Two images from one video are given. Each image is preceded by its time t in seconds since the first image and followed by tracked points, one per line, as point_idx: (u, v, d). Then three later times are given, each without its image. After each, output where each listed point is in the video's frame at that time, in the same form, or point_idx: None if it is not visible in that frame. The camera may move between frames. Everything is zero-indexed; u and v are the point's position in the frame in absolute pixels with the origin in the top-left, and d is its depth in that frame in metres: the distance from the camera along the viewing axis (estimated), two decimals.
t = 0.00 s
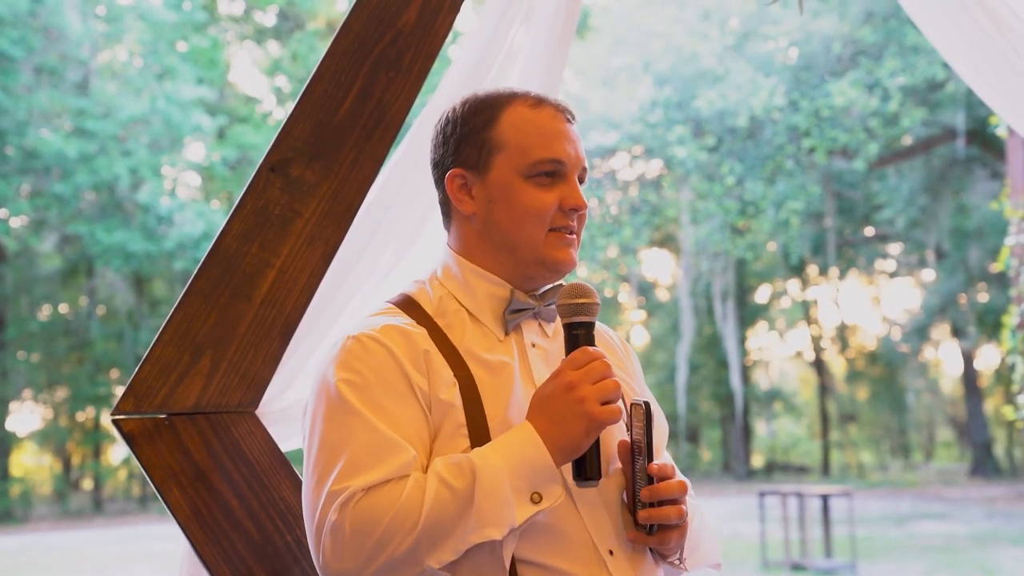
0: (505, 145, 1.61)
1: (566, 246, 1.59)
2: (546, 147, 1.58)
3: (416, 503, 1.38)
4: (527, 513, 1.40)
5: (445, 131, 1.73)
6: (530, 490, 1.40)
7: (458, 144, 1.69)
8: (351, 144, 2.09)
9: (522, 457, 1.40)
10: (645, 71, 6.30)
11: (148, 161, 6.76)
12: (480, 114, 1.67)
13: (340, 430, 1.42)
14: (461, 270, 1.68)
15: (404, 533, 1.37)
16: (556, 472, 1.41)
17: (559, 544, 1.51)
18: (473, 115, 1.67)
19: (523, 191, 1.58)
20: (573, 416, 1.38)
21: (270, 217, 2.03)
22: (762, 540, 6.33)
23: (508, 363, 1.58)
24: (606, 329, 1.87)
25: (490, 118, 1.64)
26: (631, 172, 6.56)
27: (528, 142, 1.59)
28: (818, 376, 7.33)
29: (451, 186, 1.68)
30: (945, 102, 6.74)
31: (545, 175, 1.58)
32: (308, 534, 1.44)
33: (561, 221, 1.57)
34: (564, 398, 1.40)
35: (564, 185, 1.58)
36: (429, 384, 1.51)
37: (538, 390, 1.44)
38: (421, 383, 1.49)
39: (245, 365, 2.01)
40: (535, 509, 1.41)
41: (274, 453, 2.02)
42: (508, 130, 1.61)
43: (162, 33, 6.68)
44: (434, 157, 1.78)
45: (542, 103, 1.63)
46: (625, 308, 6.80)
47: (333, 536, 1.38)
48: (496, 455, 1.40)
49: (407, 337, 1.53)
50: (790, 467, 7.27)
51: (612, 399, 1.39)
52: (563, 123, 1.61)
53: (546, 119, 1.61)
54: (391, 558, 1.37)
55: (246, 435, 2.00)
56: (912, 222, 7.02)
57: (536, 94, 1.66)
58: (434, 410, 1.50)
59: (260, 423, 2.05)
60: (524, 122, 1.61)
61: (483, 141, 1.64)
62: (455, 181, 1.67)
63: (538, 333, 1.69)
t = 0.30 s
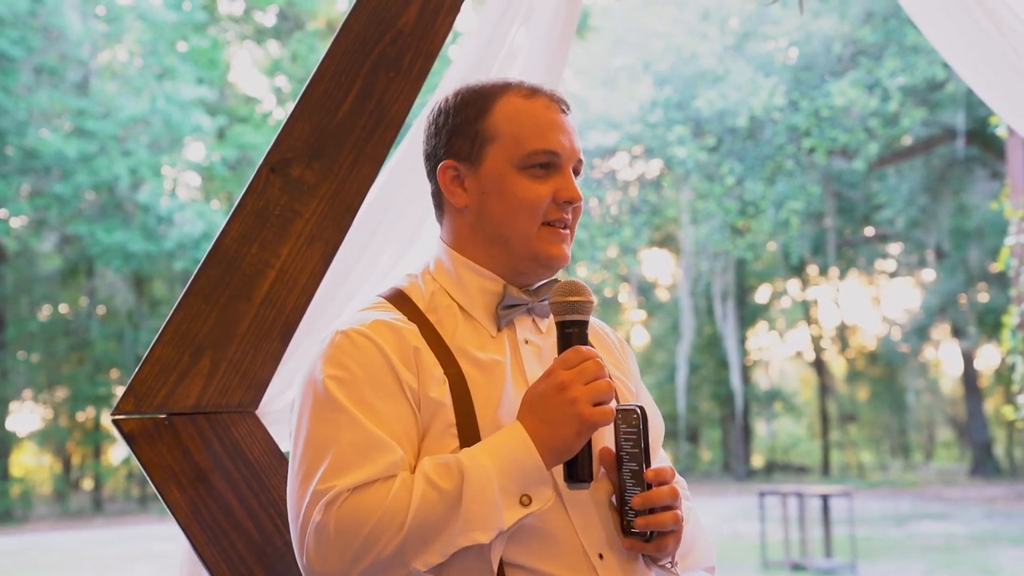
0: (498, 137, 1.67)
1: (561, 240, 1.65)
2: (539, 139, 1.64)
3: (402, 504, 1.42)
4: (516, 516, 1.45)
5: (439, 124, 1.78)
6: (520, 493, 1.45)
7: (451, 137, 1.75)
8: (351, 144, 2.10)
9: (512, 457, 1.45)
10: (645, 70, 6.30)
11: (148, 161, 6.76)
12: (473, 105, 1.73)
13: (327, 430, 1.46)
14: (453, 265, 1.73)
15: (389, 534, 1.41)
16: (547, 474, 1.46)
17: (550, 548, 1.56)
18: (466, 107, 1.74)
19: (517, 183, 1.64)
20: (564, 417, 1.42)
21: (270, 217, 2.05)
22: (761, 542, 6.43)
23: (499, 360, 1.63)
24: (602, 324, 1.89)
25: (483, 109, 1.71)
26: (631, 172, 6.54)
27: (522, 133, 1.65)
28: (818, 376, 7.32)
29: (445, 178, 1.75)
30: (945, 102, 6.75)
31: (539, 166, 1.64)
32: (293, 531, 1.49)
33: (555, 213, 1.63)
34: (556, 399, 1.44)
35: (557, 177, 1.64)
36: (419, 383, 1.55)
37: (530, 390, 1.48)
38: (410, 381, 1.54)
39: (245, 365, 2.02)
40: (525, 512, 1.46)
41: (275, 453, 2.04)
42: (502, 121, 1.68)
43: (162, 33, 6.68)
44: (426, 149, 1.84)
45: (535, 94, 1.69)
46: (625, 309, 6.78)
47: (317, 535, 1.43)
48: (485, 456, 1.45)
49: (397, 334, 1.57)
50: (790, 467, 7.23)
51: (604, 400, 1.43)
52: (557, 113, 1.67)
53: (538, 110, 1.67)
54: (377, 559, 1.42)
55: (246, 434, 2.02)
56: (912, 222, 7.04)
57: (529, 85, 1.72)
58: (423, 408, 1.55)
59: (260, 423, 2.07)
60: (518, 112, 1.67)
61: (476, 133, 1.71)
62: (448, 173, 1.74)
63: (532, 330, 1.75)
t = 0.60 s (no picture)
0: (475, 124, 1.58)
1: (540, 228, 1.56)
2: (520, 125, 1.55)
3: (392, 501, 1.30)
4: (509, 514, 1.33)
5: (413, 110, 1.68)
6: (512, 490, 1.34)
7: (425, 122, 1.65)
8: (349, 143, 2.10)
9: (505, 452, 1.34)
10: (642, 70, 6.19)
11: (146, 161, 6.74)
12: (447, 92, 1.63)
13: (308, 426, 1.34)
14: (430, 256, 1.63)
15: (377, 534, 1.29)
16: (539, 472, 1.35)
17: (541, 546, 1.45)
18: (440, 93, 1.63)
19: (497, 170, 1.55)
20: (557, 413, 1.32)
21: (269, 217, 2.05)
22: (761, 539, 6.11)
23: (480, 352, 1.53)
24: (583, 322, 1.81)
25: (458, 96, 1.61)
26: (630, 172, 6.51)
27: (502, 120, 1.56)
28: (817, 376, 7.52)
29: (419, 165, 1.65)
30: (943, 102, 6.74)
31: (517, 153, 1.55)
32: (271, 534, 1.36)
33: (535, 200, 1.54)
34: (546, 394, 1.33)
35: (535, 164, 1.55)
36: (403, 374, 1.44)
37: (518, 386, 1.37)
38: (395, 374, 1.43)
39: (244, 365, 2.02)
40: (517, 510, 1.34)
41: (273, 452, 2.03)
42: (478, 107, 1.58)
43: (161, 33, 6.65)
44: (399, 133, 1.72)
45: (512, 79, 1.60)
46: (624, 308, 6.87)
47: (299, 538, 1.31)
48: (477, 451, 1.33)
49: (378, 323, 1.46)
50: (790, 468, 7.43)
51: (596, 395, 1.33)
52: (534, 100, 1.58)
53: (516, 96, 1.58)
54: (365, 560, 1.29)
55: (245, 433, 2.00)
56: (910, 222, 7.10)
57: (504, 70, 1.62)
58: (409, 401, 1.44)
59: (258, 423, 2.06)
60: (493, 99, 1.57)
61: (451, 119, 1.61)
62: (424, 161, 1.64)
63: (512, 322, 1.65)
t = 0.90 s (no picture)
0: (438, 109, 1.65)
1: (508, 217, 1.63)
2: (485, 109, 1.63)
3: (367, 498, 1.37)
4: (491, 503, 1.40)
5: (372, 97, 1.74)
6: (493, 479, 1.41)
7: (387, 113, 1.71)
8: (348, 143, 2.10)
9: (481, 440, 1.41)
10: (644, 71, 6.21)
11: (147, 161, 6.74)
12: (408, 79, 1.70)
13: (279, 424, 1.40)
14: (393, 245, 1.71)
15: (355, 531, 1.36)
16: (520, 458, 1.42)
17: (524, 538, 1.54)
18: (401, 80, 1.70)
19: (463, 156, 1.62)
20: (534, 394, 1.40)
21: (269, 218, 2.06)
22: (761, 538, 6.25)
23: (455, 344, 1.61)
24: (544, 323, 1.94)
25: (418, 79, 1.68)
26: (631, 172, 6.51)
27: (467, 104, 1.64)
28: (818, 376, 7.44)
29: (381, 153, 1.71)
30: (944, 102, 6.78)
31: (484, 139, 1.63)
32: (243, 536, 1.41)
33: (503, 186, 1.62)
34: (524, 375, 1.41)
35: (502, 150, 1.63)
36: (374, 367, 1.51)
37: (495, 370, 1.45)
38: (365, 368, 1.49)
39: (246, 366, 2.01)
40: (500, 499, 1.41)
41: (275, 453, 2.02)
42: (441, 92, 1.65)
43: (161, 33, 6.66)
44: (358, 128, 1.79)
45: (474, 63, 1.67)
46: (624, 308, 6.80)
47: (273, 538, 1.36)
48: (452, 440, 1.40)
49: (347, 321, 1.52)
50: (790, 467, 7.33)
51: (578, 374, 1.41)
52: (499, 83, 1.66)
53: (478, 80, 1.65)
54: (343, 558, 1.36)
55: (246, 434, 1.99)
56: (911, 222, 7.13)
57: (468, 55, 1.70)
58: (380, 396, 1.50)
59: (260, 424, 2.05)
60: (456, 81, 1.65)
61: (413, 104, 1.68)
62: (385, 147, 1.70)
63: (480, 315, 1.75)
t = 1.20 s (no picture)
0: (428, 99, 1.10)
1: (494, 215, 1.09)
2: (475, 101, 1.09)
3: (339, 490, 0.88)
4: (462, 510, 0.91)
5: (355, 67, 1.17)
6: (466, 482, 0.91)
7: (359, 96, 1.16)
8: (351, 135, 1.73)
9: (463, 449, 0.91)
10: (642, 71, 6.12)
11: (147, 161, 6.61)
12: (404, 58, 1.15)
13: (234, 409, 0.89)
14: (364, 240, 1.14)
15: (321, 532, 0.87)
16: (493, 463, 0.92)
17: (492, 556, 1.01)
18: (391, 55, 1.15)
19: (453, 153, 1.08)
20: (508, 392, 0.91)
21: (269, 217, 1.72)
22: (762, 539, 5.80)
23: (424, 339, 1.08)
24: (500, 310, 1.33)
25: (411, 60, 1.13)
26: (630, 173, 6.58)
27: (457, 98, 1.09)
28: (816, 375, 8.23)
29: (359, 143, 1.14)
30: (944, 103, 6.70)
31: (473, 137, 1.09)
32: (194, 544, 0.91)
33: (487, 188, 1.08)
34: (500, 376, 0.92)
35: (498, 150, 1.09)
36: (343, 361, 0.98)
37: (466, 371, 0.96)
38: (334, 360, 0.97)
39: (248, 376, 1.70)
40: (472, 505, 0.91)
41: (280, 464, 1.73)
42: (428, 80, 1.11)
43: (161, 33, 6.53)
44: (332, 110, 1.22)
45: (465, 57, 1.13)
46: (624, 308, 7.38)
47: (234, 536, 0.87)
48: (429, 440, 0.91)
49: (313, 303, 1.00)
50: (790, 466, 8.25)
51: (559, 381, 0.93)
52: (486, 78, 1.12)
53: (472, 76, 1.11)
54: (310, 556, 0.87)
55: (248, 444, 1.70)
56: (911, 222, 7.15)
57: (459, 49, 1.16)
58: (346, 392, 0.98)
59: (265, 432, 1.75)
60: (454, 72, 1.11)
61: (405, 85, 1.12)
62: (365, 136, 1.13)
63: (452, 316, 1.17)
